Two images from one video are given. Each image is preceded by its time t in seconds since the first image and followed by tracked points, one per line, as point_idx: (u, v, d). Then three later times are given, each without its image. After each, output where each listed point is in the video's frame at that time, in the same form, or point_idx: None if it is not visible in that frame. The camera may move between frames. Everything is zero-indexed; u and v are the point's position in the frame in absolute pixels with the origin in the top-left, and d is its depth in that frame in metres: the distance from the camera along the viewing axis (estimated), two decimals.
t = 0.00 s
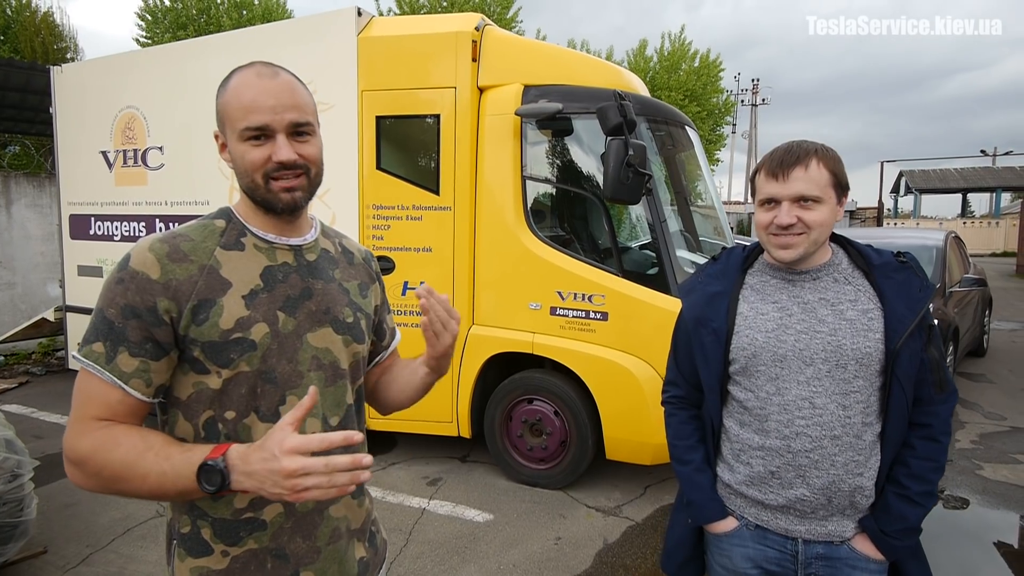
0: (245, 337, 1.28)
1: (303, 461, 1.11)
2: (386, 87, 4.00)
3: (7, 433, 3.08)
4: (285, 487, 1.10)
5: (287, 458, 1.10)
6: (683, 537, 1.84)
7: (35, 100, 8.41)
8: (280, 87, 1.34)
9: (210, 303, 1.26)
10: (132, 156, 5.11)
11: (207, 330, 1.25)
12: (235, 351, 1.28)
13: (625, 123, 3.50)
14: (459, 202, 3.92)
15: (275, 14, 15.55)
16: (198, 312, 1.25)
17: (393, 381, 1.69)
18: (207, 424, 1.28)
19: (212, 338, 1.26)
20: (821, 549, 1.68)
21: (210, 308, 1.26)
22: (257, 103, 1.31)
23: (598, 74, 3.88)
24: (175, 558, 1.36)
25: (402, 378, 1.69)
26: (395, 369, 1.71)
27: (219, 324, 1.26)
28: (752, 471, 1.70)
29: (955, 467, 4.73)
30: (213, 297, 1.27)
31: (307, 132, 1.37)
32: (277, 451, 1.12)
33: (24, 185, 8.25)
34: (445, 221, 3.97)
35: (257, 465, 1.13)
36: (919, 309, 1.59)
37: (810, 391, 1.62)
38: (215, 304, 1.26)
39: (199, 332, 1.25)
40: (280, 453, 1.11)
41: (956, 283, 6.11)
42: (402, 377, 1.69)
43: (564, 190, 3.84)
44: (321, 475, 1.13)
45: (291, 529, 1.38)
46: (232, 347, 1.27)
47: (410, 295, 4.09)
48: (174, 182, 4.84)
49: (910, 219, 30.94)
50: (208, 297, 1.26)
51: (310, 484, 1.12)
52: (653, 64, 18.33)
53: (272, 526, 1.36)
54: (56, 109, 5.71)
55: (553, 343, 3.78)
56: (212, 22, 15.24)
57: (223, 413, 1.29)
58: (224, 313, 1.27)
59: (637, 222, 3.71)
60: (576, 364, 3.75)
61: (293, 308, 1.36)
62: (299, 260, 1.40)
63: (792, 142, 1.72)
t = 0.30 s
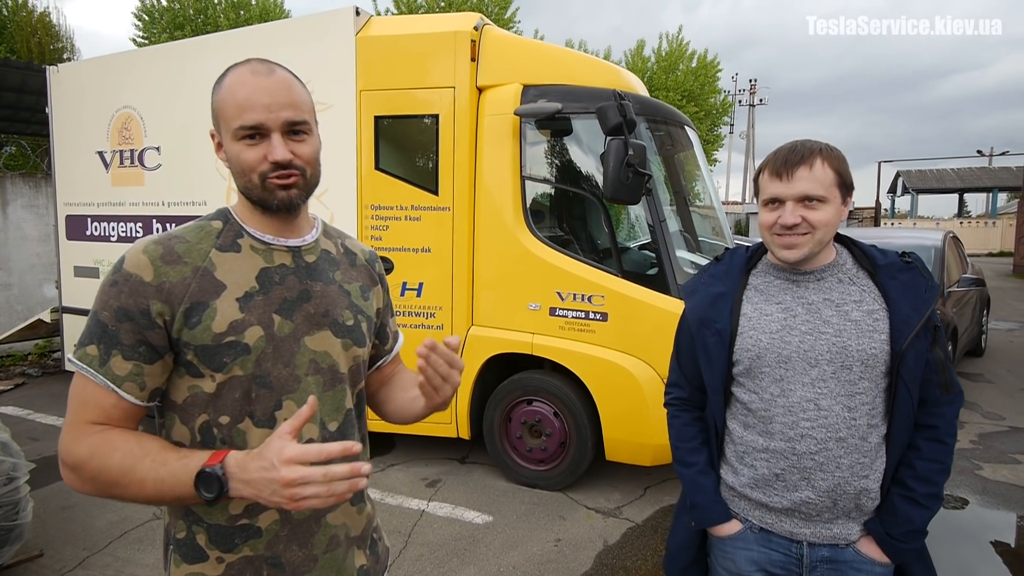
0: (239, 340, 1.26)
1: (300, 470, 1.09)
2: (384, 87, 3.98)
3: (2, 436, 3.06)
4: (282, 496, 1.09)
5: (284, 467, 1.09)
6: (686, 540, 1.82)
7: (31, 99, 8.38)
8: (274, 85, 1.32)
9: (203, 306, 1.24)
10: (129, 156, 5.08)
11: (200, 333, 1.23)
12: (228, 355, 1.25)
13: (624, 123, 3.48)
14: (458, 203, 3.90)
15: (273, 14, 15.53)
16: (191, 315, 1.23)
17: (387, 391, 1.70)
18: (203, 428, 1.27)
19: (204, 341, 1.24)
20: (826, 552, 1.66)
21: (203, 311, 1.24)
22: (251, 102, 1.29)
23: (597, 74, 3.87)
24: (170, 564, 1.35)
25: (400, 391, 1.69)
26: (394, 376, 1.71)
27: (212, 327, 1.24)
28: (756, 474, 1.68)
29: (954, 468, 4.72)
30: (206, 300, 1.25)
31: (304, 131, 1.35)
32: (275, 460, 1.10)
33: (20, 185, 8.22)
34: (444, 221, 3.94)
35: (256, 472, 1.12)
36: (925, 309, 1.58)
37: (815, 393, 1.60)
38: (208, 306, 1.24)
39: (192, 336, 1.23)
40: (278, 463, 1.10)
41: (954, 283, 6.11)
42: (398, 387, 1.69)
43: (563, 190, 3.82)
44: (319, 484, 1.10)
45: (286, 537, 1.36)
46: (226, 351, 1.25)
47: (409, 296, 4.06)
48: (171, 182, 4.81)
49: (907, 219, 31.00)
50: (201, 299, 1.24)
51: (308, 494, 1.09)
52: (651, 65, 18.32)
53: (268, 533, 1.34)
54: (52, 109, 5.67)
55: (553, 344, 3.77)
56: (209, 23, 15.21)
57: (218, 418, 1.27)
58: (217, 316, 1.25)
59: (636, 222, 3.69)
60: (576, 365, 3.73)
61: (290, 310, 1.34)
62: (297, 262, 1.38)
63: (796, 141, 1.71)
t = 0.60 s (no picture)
0: (237, 343, 1.25)
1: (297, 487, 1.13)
2: (383, 86, 3.96)
3: None
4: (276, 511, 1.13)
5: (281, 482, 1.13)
6: (686, 542, 1.81)
7: (28, 100, 8.35)
8: (280, 85, 1.30)
9: (201, 308, 1.22)
10: (126, 156, 5.06)
11: (198, 336, 1.22)
12: (226, 358, 1.24)
13: (624, 123, 3.47)
14: (457, 202, 3.89)
15: (270, 14, 15.53)
16: (189, 317, 1.21)
17: (390, 390, 1.71)
18: (200, 431, 1.25)
19: (202, 344, 1.22)
20: (829, 553, 1.65)
21: (201, 313, 1.22)
22: (255, 101, 1.27)
23: (596, 74, 3.85)
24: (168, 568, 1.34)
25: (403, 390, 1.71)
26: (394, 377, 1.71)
27: (210, 330, 1.22)
28: (758, 475, 1.67)
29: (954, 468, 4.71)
30: (205, 302, 1.23)
31: (308, 133, 1.33)
32: (273, 474, 1.14)
33: (17, 186, 8.19)
34: (443, 221, 3.93)
35: (251, 484, 1.14)
36: (928, 309, 1.57)
37: (817, 393, 1.59)
38: (206, 308, 1.23)
39: (190, 338, 1.21)
40: (276, 478, 1.14)
41: (953, 282, 6.11)
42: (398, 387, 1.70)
43: (562, 190, 3.81)
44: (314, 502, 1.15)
45: (284, 543, 1.35)
46: (224, 354, 1.24)
47: (408, 296, 4.05)
48: (168, 182, 4.79)
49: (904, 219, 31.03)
50: (199, 301, 1.23)
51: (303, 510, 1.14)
52: (649, 64, 18.31)
53: (265, 538, 1.33)
54: (49, 109, 5.64)
55: (552, 344, 3.75)
56: (207, 23, 15.19)
57: (216, 421, 1.26)
58: (215, 319, 1.23)
59: (635, 222, 3.68)
60: (576, 365, 3.72)
61: (289, 312, 1.32)
62: (297, 263, 1.36)
63: (797, 141, 1.70)
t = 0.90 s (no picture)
0: (239, 345, 1.24)
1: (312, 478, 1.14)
2: (381, 87, 3.96)
3: None
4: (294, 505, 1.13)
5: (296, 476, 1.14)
6: (685, 543, 1.80)
7: (26, 100, 8.33)
8: (283, 87, 1.29)
9: (203, 310, 1.22)
10: (124, 157, 5.05)
11: (200, 338, 1.21)
12: (228, 360, 1.23)
13: (622, 124, 3.47)
14: (455, 203, 3.88)
15: (269, 14, 15.52)
16: (190, 319, 1.21)
17: (381, 396, 1.72)
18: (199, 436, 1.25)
19: (205, 347, 1.22)
20: (827, 555, 1.65)
21: (203, 316, 1.22)
22: (257, 102, 1.26)
23: (595, 74, 3.85)
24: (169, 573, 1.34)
25: (395, 397, 1.72)
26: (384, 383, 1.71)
27: (212, 332, 1.22)
28: (756, 476, 1.67)
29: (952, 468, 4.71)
30: (206, 305, 1.23)
31: (309, 134, 1.33)
32: (289, 470, 1.16)
33: (15, 186, 8.17)
34: (441, 221, 3.92)
35: (263, 482, 1.15)
36: (925, 310, 1.57)
37: (816, 394, 1.59)
38: (208, 311, 1.22)
39: (191, 341, 1.21)
40: (291, 473, 1.15)
41: (951, 282, 6.11)
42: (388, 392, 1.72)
43: (561, 191, 3.81)
44: (332, 491, 1.15)
45: (285, 543, 1.35)
46: (226, 356, 1.23)
47: (406, 297, 4.05)
48: (166, 183, 4.78)
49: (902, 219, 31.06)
50: (202, 303, 1.22)
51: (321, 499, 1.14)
52: (647, 65, 18.30)
53: (267, 540, 1.33)
54: (47, 109, 5.63)
55: (550, 345, 3.75)
56: (206, 23, 15.18)
57: (216, 423, 1.25)
58: (217, 321, 1.23)
59: (634, 222, 3.68)
60: (574, 366, 3.72)
61: (290, 314, 1.32)
62: (297, 265, 1.36)
63: (796, 142, 1.69)
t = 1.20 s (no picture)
0: (239, 346, 1.25)
1: (319, 478, 1.16)
2: (380, 88, 3.96)
3: None
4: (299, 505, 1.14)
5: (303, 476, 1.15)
6: (682, 544, 1.81)
7: (24, 101, 8.33)
8: (283, 89, 1.30)
9: (202, 311, 1.22)
10: (122, 158, 5.06)
11: (200, 339, 1.21)
12: (228, 361, 1.24)
13: (620, 125, 3.48)
14: (453, 205, 3.89)
15: (268, 15, 15.54)
16: (190, 320, 1.21)
17: (387, 386, 1.73)
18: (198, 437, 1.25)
19: (205, 347, 1.22)
20: (822, 555, 1.65)
21: (203, 317, 1.22)
22: (257, 104, 1.27)
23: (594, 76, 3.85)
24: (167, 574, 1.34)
25: (399, 384, 1.74)
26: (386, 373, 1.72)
27: (212, 333, 1.22)
28: (752, 477, 1.67)
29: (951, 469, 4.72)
30: (206, 306, 1.23)
31: (308, 137, 1.33)
32: (295, 470, 1.17)
33: (13, 188, 8.17)
34: (440, 223, 3.93)
35: (267, 481, 1.16)
36: (920, 311, 1.57)
37: (811, 395, 1.59)
38: (208, 312, 1.23)
39: (191, 342, 1.21)
40: (296, 471, 1.16)
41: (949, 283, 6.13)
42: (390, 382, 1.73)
43: (559, 192, 3.81)
44: (337, 490, 1.17)
45: (285, 543, 1.35)
46: (226, 357, 1.24)
47: (404, 298, 4.05)
48: (164, 184, 4.78)
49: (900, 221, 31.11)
50: (201, 305, 1.22)
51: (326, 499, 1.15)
52: (646, 66, 18.31)
53: (267, 540, 1.34)
54: (45, 110, 5.63)
55: (548, 346, 3.75)
56: (205, 25, 15.18)
57: (214, 424, 1.26)
58: (217, 321, 1.23)
59: (632, 224, 3.69)
60: (572, 367, 3.72)
61: (288, 315, 1.32)
62: (294, 266, 1.37)
63: (791, 143, 1.70)
